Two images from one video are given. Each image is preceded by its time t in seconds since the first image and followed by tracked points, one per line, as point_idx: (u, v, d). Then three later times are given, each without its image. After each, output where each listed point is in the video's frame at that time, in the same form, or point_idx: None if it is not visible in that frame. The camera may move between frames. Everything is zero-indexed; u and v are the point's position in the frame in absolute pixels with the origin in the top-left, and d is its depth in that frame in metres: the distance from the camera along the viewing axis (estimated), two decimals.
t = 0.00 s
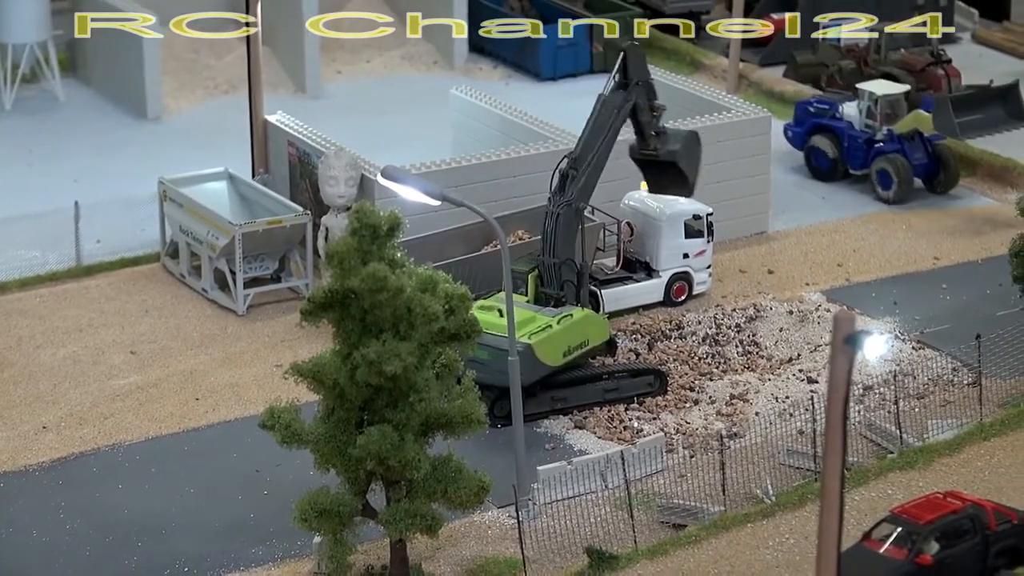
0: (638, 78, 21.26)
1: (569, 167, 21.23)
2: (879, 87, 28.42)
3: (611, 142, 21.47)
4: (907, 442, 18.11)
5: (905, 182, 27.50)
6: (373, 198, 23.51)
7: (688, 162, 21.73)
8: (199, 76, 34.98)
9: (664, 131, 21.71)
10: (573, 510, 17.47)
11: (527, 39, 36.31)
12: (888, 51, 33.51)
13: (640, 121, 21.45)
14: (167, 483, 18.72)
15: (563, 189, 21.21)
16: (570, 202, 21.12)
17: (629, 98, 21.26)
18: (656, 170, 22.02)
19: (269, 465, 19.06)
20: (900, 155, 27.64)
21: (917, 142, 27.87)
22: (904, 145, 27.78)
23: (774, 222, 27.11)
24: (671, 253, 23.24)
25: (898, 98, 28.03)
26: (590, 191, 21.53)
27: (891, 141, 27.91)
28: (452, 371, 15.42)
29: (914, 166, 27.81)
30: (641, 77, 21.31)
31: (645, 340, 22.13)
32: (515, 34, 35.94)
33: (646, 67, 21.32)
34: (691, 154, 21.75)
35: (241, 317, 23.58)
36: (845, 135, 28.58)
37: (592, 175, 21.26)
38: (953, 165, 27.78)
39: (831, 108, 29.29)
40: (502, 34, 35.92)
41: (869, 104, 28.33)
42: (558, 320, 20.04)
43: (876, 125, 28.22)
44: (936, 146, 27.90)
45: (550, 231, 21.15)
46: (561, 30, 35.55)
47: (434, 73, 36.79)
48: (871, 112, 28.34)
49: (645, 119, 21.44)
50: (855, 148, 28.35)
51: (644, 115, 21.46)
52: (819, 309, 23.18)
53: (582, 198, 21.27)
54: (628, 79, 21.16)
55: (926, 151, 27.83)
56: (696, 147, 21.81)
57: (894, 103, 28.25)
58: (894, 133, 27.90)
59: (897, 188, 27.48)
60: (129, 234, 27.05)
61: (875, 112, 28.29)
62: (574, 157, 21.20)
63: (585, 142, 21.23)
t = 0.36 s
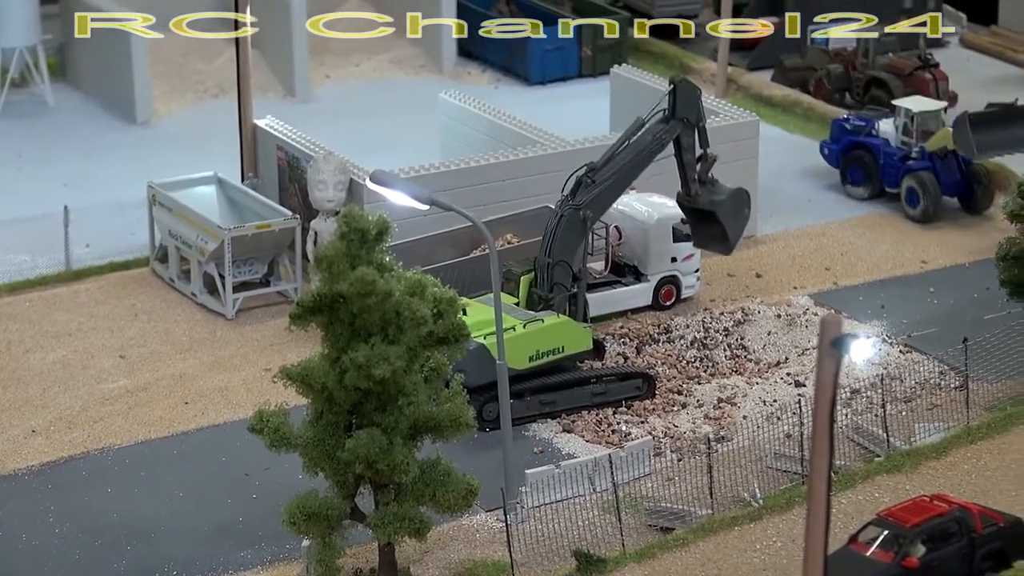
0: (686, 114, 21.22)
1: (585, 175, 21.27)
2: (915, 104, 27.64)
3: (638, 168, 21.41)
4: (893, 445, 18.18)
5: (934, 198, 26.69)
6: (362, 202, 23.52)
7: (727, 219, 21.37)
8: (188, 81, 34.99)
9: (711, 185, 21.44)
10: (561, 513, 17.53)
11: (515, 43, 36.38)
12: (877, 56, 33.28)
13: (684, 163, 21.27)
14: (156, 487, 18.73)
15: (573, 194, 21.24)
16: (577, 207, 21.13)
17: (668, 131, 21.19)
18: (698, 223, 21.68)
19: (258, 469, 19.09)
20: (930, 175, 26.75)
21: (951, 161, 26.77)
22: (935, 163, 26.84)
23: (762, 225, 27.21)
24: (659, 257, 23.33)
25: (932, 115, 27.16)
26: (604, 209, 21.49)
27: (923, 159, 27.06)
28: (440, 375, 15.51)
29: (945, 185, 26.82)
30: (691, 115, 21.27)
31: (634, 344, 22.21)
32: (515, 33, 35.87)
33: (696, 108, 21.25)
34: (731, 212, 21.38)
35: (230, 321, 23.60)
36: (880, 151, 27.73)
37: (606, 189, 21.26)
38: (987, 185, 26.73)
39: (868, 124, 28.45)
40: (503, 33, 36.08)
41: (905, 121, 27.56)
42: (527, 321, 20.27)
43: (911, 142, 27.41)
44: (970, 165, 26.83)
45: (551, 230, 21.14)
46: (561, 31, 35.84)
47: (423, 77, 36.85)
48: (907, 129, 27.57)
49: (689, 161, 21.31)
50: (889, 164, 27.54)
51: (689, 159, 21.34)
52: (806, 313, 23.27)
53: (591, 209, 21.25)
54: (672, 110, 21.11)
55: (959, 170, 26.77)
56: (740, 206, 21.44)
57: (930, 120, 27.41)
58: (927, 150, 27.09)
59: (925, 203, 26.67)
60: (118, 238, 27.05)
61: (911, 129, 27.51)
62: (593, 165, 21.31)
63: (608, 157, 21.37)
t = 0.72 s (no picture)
0: (691, 143, 21.94)
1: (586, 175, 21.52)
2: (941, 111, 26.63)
3: (638, 183, 21.87)
4: (872, 435, 18.25)
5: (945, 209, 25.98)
6: (342, 195, 23.52)
7: (719, 252, 22.42)
8: (168, 77, 34.93)
9: (707, 218, 22.44)
10: (540, 503, 17.58)
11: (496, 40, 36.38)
12: (857, 51, 33.14)
13: (685, 193, 22.14)
14: (136, 478, 18.72)
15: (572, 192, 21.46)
16: (574, 204, 21.34)
17: (672, 155, 21.89)
18: (691, 253, 22.80)
19: (238, 461, 19.07)
20: (943, 187, 26.00)
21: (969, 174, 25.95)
22: (951, 174, 26.02)
23: (741, 219, 27.29)
24: (638, 250, 23.36)
25: (952, 125, 25.97)
26: (600, 215, 21.71)
27: (940, 168, 26.22)
28: (420, 365, 15.42)
29: (960, 197, 26.03)
30: (697, 144, 21.98)
31: (613, 336, 22.26)
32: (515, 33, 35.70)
33: (701, 138, 21.97)
34: (725, 247, 22.44)
35: (210, 315, 23.57)
36: (903, 159, 26.96)
37: (604, 194, 21.52)
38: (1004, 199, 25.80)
39: (897, 131, 27.56)
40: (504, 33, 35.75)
41: (929, 129, 26.55)
42: (505, 315, 20.31)
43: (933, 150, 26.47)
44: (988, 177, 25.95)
45: (546, 222, 21.27)
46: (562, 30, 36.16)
47: (404, 73, 36.85)
48: (931, 137, 26.55)
49: (689, 190, 22.13)
50: (910, 173, 26.78)
51: (690, 189, 22.17)
52: (786, 305, 23.35)
53: (588, 210, 21.45)
54: (679, 138, 21.83)
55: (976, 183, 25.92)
56: (733, 240, 22.46)
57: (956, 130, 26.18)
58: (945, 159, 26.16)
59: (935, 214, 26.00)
60: (99, 234, 27.00)
61: (934, 137, 26.50)
62: (596, 169, 21.56)
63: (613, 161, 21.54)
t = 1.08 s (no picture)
0: (687, 185, 21.94)
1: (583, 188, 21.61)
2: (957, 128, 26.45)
3: (632, 210, 21.95)
4: (849, 429, 18.30)
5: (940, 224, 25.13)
6: (320, 191, 23.46)
7: (704, 297, 22.06)
8: (146, 75, 34.80)
9: (695, 263, 22.27)
10: (519, 499, 17.58)
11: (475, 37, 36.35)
12: (835, 48, 33.38)
13: (675, 235, 22.06)
14: (115, 475, 18.67)
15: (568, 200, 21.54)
16: (570, 211, 21.41)
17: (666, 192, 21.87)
18: (674, 300, 22.40)
19: (216, 458, 19.01)
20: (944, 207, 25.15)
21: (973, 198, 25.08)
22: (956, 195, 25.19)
23: (719, 215, 27.33)
24: (616, 246, 23.37)
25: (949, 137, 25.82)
26: (592, 228, 21.77)
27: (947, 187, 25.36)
28: (398, 362, 15.32)
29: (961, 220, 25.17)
30: (691, 186, 21.99)
31: (592, 332, 22.29)
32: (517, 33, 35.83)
33: (696, 182, 21.99)
34: (710, 292, 22.10)
35: (189, 312, 23.50)
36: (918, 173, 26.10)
37: (599, 209, 21.60)
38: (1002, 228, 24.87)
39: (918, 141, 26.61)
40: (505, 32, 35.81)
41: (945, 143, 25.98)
42: (483, 311, 20.31)
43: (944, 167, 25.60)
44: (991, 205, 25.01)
45: (539, 221, 21.31)
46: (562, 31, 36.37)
47: (383, 71, 36.80)
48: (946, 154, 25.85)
49: (679, 233, 22.06)
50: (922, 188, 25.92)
51: (680, 232, 22.09)
52: (764, 301, 23.39)
53: (582, 220, 21.52)
54: (676, 176, 21.82)
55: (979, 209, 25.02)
56: (718, 288, 22.18)
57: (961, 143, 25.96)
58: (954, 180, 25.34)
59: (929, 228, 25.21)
60: (77, 232, 26.88)
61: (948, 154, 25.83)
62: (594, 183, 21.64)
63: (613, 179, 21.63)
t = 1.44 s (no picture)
0: (675, 218, 21.50)
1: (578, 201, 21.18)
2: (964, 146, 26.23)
3: (623, 233, 21.48)
4: (833, 423, 18.38)
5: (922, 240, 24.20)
6: (304, 187, 23.44)
7: (686, 331, 21.43)
8: (130, 74, 34.72)
9: (679, 297, 21.71)
10: (503, 494, 17.61)
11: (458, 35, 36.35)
12: (817, 44, 33.51)
13: (661, 266, 21.59)
14: (100, 471, 18.65)
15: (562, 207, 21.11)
16: (562, 219, 20.94)
17: (656, 221, 21.37)
18: (654, 334, 21.76)
19: (202, 454, 18.99)
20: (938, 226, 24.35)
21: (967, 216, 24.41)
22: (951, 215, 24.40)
23: (703, 211, 27.40)
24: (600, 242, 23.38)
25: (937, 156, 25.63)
26: (582, 241, 21.31)
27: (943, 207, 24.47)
28: (383, 356, 15.35)
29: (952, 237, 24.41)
30: (679, 220, 21.57)
31: (576, 328, 22.37)
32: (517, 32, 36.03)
33: (684, 216, 21.57)
34: (692, 327, 21.47)
35: (173, 309, 23.49)
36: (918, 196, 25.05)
37: (591, 222, 21.15)
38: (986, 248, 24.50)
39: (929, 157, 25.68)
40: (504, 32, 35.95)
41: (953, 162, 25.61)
42: (466, 307, 20.33)
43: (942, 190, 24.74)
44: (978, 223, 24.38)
45: (531, 223, 20.85)
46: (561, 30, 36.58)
47: (366, 69, 36.78)
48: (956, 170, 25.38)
49: (665, 264, 21.60)
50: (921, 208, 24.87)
51: (666, 264, 21.64)
52: (747, 296, 23.46)
53: (573, 229, 21.08)
54: (665, 205, 21.34)
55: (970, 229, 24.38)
56: (701, 322, 21.55)
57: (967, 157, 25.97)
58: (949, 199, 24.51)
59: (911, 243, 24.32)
60: (60, 230, 26.80)
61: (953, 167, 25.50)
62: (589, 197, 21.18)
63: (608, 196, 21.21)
